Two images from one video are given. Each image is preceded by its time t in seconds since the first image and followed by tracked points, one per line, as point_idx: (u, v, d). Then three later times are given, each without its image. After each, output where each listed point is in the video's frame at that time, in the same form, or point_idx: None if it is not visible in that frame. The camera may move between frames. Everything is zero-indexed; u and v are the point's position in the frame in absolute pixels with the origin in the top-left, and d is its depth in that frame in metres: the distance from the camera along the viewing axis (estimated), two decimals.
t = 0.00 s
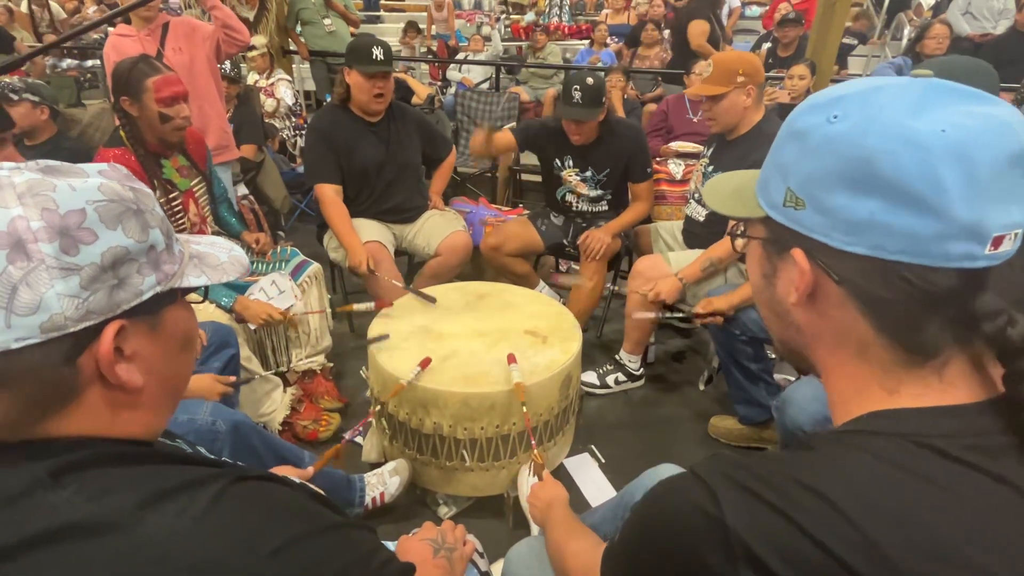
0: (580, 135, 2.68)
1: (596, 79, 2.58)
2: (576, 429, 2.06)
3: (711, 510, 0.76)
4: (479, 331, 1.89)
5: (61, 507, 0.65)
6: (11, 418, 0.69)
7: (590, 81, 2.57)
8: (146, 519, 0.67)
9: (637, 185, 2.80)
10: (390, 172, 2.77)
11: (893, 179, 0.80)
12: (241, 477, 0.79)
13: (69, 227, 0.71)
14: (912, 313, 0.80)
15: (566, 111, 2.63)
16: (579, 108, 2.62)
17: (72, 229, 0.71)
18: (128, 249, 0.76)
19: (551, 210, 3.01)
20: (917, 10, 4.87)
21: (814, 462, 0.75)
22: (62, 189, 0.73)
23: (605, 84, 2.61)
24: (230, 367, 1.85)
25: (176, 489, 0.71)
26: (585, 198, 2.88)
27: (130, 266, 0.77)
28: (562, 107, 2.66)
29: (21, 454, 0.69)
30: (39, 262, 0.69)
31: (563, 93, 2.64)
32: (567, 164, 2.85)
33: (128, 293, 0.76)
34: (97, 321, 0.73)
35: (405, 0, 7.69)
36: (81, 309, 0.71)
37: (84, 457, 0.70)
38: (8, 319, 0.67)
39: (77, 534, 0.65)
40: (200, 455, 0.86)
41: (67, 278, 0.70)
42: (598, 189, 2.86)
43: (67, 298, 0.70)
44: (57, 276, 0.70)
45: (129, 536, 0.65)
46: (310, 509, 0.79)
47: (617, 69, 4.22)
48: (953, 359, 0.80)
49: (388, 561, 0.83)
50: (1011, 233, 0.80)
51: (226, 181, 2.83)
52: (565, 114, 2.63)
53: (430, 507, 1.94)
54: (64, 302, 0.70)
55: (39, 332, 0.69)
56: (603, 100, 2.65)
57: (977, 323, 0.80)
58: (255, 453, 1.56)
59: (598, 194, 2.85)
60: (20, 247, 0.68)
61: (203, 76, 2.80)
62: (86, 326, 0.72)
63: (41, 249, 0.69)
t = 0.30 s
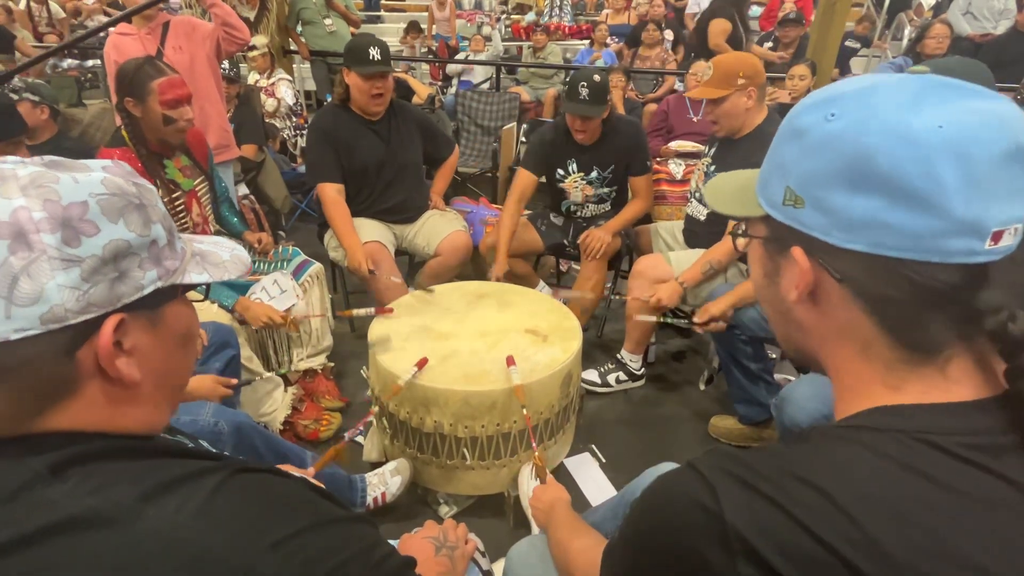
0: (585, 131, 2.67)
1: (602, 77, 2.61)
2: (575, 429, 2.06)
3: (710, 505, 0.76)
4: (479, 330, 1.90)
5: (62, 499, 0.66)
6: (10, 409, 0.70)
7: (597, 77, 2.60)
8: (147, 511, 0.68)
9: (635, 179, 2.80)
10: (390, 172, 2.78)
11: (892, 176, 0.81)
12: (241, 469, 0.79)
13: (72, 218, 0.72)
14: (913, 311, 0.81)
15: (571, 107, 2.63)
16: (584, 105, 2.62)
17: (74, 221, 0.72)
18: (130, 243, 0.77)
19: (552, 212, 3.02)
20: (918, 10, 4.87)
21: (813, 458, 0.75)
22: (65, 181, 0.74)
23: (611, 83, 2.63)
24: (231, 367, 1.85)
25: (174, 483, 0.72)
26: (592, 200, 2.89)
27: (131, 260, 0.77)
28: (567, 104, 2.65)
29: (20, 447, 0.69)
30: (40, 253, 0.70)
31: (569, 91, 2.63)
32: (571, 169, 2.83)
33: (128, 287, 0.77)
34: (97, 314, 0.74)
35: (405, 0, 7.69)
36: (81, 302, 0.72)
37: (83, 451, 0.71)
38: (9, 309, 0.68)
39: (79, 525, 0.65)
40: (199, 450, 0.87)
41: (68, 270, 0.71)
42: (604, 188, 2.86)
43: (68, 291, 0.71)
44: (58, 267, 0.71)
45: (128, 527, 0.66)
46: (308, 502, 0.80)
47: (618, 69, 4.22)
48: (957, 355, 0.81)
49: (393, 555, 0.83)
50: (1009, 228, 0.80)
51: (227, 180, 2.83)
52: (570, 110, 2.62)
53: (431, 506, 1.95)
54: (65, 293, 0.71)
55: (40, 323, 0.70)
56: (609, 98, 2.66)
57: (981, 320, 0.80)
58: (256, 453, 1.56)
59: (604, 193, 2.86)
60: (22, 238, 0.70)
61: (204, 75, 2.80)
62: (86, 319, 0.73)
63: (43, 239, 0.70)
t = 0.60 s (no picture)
0: (586, 128, 2.68)
1: (602, 73, 2.61)
2: (576, 430, 2.06)
3: (709, 504, 0.76)
4: (481, 330, 1.90)
5: (73, 491, 0.67)
6: (24, 402, 0.71)
7: (597, 74, 2.60)
8: (156, 505, 0.68)
9: (638, 182, 2.80)
10: (389, 172, 2.78)
11: (885, 172, 0.81)
12: (243, 465, 0.79)
13: (87, 216, 0.72)
14: (905, 308, 0.81)
15: (571, 103, 2.63)
16: (584, 101, 2.62)
17: (89, 219, 0.73)
18: (142, 240, 0.77)
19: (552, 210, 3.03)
20: (919, 11, 4.85)
21: (810, 456, 0.76)
22: (81, 181, 0.74)
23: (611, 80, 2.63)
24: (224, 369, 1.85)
25: (180, 476, 0.72)
26: (590, 198, 2.88)
27: (144, 257, 0.78)
28: (567, 100, 2.65)
29: (36, 440, 0.71)
30: (58, 249, 0.70)
31: (568, 88, 2.64)
32: (570, 163, 2.85)
33: (141, 283, 0.77)
34: (111, 310, 0.74)
35: (405, 0, 7.69)
36: (96, 297, 0.72)
37: (95, 444, 0.72)
38: (26, 304, 0.69)
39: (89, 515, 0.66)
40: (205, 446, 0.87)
41: (84, 266, 0.71)
42: (602, 186, 2.86)
43: (83, 286, 0.71)
44: (75, 263, 0.71)
45: (139, 520, 0.67)
46: (308, 498, 0.79)
47: (618, 69, 4.21)
48: (951, 350, 0.81)
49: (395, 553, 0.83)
50: (1001, 223, 0.81)
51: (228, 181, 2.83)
52: (570, 107, 2.62)
53: (431, 506, 1.95)
54: (80, 289, 0.71)
55: (56, 318, 0.70)
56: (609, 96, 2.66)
57: (970, 314, 0.80)
58: (258, 452, 1.56)
59: (602, 192, 2.85)
60: (40, 235, 0.70)
61: (204, 77, 2.81)
62: (101, 313, 0.73)
63: (60, 237, 0.70)
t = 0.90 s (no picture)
0: (587, 129, 2.67)
1: (602, 74, 2.62)
2: (576, 428, 2.06)
3: (708, 500, 0.76)
4: (482, 329, 1.90)
5: (73, 487, 0.67)
6: (26, 398, 0.71)
7: (597, 75, 2.60)
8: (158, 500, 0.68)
9: (637, 181, 2.80)
10: (389, 172, 2.78)
11: (889, 169, 0.81)
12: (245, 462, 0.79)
13: (89, 214, 0.72)
14: (904, 305, 0.81)
15: (572, 104, 2.63)
16: (586, 102, 2.62)
17: (92, 216, 0.72)
18: (144, 239, 0.77)
19: (552, 212, 3.03)
20: (919, 11, 4.86)
21: (809, 452, 0.75)
22: (84, 178, 0.73)
23: (611, 81, 2.64)
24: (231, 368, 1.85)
25: (181, 472, 0.72)
26: (593, 201, 2.88)
27: (145, 255, 0.77)
28: (567, 101, 2.65)
29: (34, 435, 0.70)
30: (59, 246, 0.70)
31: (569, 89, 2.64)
32: (571, 170, 2.84)
33: (142, 281, 0.77)
34: (111, 307, 0.74)
35: (406, 1, 7.69)
36: (96, 294, 0.72)
37: (95, 439, 0.72)
38: (27, 300, 0.69)
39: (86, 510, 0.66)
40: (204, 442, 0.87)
41: (85, 263, 0.71)
42: (604, 190, 2.85)
43: (84, 283, 0.71)
44: (76, 260, 0.71)
45: (139, 517, 0.67)
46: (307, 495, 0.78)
47: (618, 69, 4.21)
48: (951, 348, 0.81)
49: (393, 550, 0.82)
50: (1005, 220, 0.80)
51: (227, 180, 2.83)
52: (571, 107, 2.62)
53: (432, 506, 1.94)
54: (81, 286, 0.71)
55: (56, 314, 0.70)
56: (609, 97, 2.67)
57: (971, 312, 0.79)
58: (258, 451, 1.56)
59: (604, 195, 2.86)
60: (42, 232, 0.70)
61: (205, 76, 2.81)
62: (101, 310, 0.73)
63: (61, 234, 0.70)
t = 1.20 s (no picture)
0: (587, 124, 2.68)
1: (605, 71, 2.60)
2: (576, 427, 2.06)
3: (707, 500, 0.76)
4: (480, 330, 1.90)
5: (79, 485, 0.67)
6: (32, 398, 0.71)
7: (599, 71, 2.58)
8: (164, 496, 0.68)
9: (637, 180, 2.80)
10: (389, 172, 2.78)
11: (884, 171, 0.81)
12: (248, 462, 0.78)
13: (90, 215, 0.72)
14: (902, 306, 0.81)
15: (573, 99, 2.63)
16: (587, 98, 2.62)
17: (93, 218, 0.72)
18: (145, 239, 0.77)
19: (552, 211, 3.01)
20: (921, 10, 4.81)
21: (807, 452, 0.75)
22: (84, 179, 0.74)
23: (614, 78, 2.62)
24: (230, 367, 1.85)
25: (185, 470, 0.72)
26: (588, 193, 2.88)
27: (146, 255, 0.77)
28: (569, 96, 2.65)
29: (36, 434, 0.70)
30: (61, 248, 0.70)
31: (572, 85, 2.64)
32: (569, 160, 2.86)
33: (144, 281, 0.77)
34: (115, 308, 0.74)
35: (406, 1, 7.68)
36: (98, 295, 0.72)
37: (100, 438, 0.72)
38: (30, 302, 0.69)
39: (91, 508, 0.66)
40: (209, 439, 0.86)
41: (87, 264, 0.71)
42: (601, 184, 2.86)
43: (87, 284, 0.71)
44: (77, 262, 0.71)
45: (144, 515, 0.66)
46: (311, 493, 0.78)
47: (618, 69, 4.21)
48: (947, 348, 0.81)
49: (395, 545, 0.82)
50: (998, 223, 0.80)
51: (228, 180, 2.83)
52: (572, 102, 2.63)
53: (432, 506, 1.95)
54: (83, 287, 0.71)
55: (59, 315, 0.70)
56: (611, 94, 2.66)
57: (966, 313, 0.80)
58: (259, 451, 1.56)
59: (599, 190, 2.85)
60: (44, 234, 0.70)
61: (205, 76, 2.81)
62: (104, 311, 0.73)
63: (63, 236, 0.70)
